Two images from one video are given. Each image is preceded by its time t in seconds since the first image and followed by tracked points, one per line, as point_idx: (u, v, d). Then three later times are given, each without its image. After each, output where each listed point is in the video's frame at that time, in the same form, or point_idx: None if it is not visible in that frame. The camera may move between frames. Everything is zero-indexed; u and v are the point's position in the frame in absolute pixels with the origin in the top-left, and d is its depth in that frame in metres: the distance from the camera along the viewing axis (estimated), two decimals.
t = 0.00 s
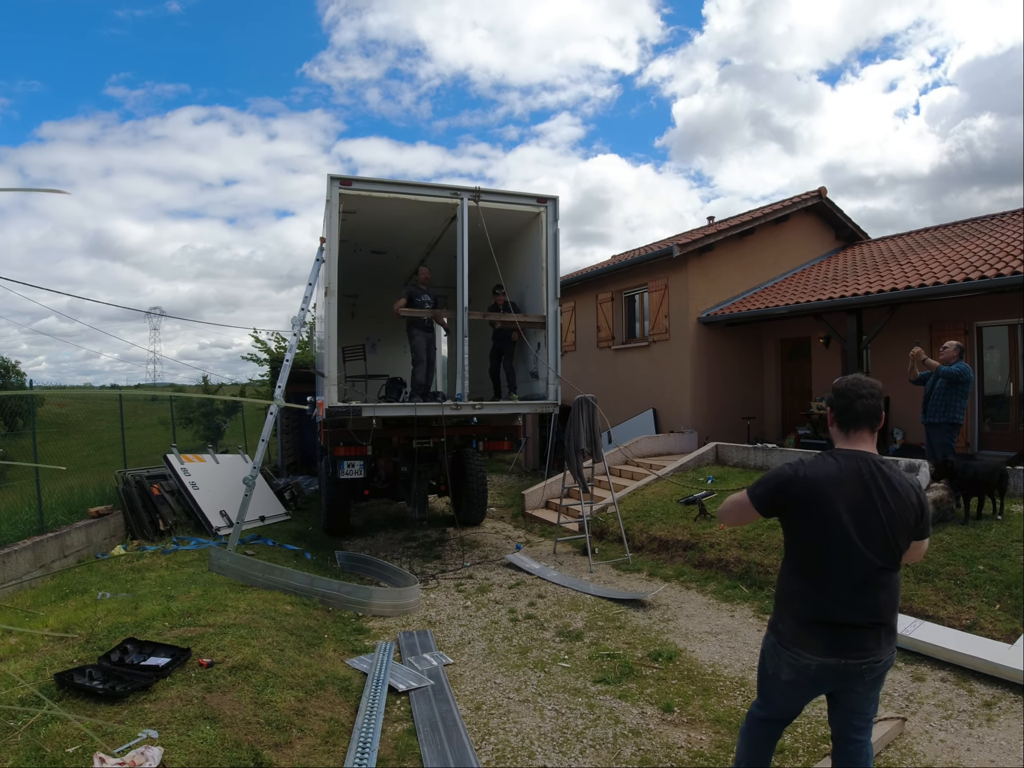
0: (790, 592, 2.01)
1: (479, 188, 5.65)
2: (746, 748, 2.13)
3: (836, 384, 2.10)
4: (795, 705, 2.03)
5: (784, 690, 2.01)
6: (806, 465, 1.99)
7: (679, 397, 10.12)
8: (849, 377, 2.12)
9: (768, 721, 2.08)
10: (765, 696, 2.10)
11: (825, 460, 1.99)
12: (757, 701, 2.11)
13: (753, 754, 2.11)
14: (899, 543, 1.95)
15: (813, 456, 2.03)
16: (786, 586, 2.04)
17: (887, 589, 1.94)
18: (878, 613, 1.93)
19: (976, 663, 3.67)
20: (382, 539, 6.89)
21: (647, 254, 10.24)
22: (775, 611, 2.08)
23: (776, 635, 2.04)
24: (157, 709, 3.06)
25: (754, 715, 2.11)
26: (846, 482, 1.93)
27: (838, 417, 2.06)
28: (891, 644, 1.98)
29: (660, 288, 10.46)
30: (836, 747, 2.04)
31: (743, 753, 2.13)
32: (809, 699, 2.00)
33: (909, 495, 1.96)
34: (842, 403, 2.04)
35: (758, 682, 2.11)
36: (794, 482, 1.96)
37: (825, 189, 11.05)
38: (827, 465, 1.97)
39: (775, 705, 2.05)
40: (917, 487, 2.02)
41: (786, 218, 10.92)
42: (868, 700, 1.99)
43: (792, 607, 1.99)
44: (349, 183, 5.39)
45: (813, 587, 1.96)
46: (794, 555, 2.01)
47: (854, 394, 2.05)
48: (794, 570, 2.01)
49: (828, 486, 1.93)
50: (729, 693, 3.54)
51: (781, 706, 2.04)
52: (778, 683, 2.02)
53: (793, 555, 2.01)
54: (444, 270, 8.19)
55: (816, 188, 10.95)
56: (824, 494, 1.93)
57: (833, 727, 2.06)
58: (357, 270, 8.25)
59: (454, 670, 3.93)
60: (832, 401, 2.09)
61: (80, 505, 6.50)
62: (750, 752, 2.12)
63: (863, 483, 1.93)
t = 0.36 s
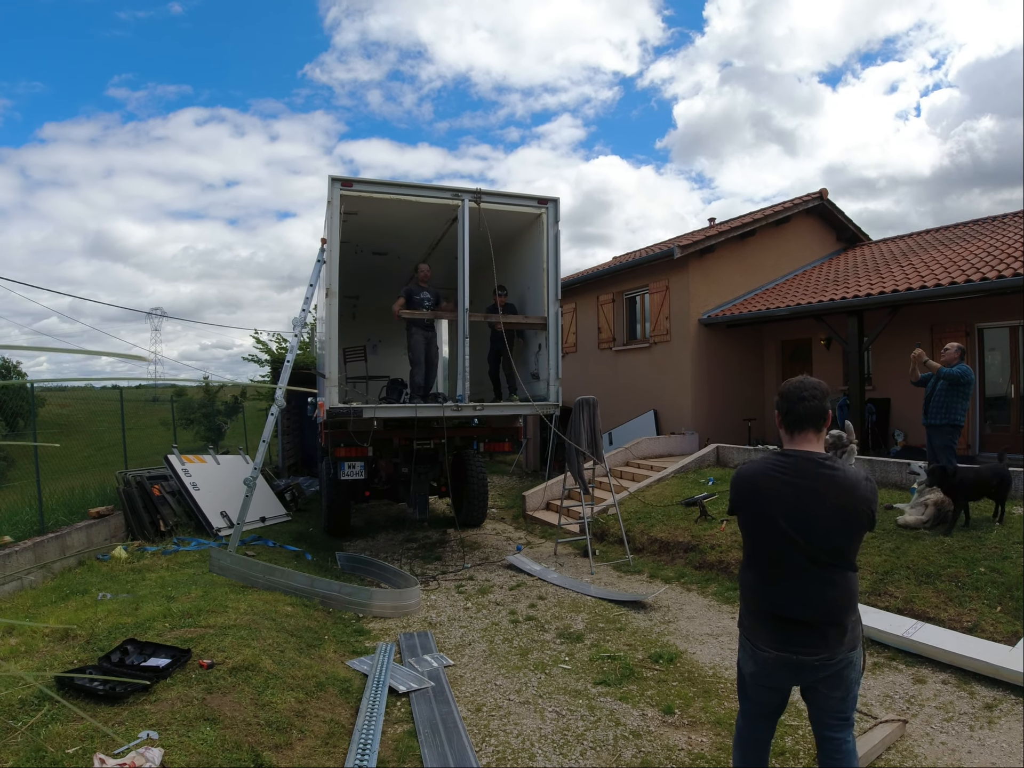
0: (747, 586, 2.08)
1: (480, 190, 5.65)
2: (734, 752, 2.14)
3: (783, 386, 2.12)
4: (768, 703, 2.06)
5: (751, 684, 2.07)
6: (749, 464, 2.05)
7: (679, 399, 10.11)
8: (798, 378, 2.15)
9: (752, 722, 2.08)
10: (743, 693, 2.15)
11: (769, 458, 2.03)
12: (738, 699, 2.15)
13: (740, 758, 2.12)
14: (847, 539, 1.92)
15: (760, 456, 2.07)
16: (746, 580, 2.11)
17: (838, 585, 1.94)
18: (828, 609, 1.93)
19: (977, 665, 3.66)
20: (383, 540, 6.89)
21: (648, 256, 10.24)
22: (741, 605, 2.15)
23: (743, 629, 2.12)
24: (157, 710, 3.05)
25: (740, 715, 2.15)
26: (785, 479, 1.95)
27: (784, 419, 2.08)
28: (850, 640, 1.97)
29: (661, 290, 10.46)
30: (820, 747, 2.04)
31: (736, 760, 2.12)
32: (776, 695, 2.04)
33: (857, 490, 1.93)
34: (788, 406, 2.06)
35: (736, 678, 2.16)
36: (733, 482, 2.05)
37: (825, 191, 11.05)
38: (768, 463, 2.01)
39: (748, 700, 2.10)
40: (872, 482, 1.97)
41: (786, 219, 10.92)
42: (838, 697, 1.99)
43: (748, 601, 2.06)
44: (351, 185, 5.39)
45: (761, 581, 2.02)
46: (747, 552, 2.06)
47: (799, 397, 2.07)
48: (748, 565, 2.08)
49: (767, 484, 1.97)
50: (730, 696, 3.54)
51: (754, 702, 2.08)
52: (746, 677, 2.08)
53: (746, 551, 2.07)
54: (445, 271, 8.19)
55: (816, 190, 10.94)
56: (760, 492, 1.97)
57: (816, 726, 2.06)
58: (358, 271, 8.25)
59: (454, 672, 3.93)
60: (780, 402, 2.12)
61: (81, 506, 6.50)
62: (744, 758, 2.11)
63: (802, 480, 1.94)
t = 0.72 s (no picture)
0: (730, 584, 2.10)
1: (478, 190, 5.65)
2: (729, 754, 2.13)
3: (771, 390, 2.07)
4: (757, 703, 2.05)
5: (739, 682, 2.08)
6: (725, 465, 2.07)
7: (679, 400, 10.11)
8: (777, 381, 2.10)
9: (744, 722, 2.08)
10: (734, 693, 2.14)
11: (745, 458, 2.04)
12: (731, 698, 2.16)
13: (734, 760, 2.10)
14: (824, 536, 1.93)
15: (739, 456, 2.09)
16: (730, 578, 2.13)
17: (816, 582, 1.93)
18: (807, 606, 1.93)
19: (976, 666, 3.65)
20: (382, 541, 6.88)
21: (647, 257, 10.24)
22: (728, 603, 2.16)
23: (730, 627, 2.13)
24: (155, 711, 3.05)
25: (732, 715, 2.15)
26: (759, 478, 1.97)
27: (770, 423, 2.04)
28: (835, 639, 1.95)
29: (660, 290, 10.46)
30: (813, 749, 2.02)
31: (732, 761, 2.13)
32: (764, 693, 2.03)
33: (832, 487, 1.93)
34: (777, 412, 2.01)
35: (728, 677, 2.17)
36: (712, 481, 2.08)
37: (825, 192, 11.04)
38: (743, 463, 2.02)
39: (737, 699, 2.10)
40: (849, 478, 1.97)
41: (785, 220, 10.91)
42: (826, 697, 1.97)
43: (733, 599, 2.08)
44: (349, 185, 5.38)
45: (742, 578, 2.04)
46: (728, 550, 2.08)
47: (787, 404, 2.04)
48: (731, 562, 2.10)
49: (742, 483, 1.99)
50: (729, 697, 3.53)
51: (744, 701, 2.08)
52: (734, 675, 2.09)
53: (727, 550, 2.09)
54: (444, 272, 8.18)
55: (816, 191, 10.94)
56: (735, 490, 2.00)
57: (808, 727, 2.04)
58: (357, 272, 8.25)
59: (452, 673, 3.92)
60: (765, 408, 2.06)
61: (80, 507, 6.49)
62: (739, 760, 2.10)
63: (777, 478, 1.94)
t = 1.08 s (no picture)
0: (728, 585, 2.08)
1: (470, 190, 5.64)
2: (722, 752, 2.12)
3: (776, 391, 2.03)
4: (753, 700, 2.04)
5: (735, 681, 2.06)
6: (728, 467, 2.03)
7: (672, 399, 10.12)
8: (782, 381, 2.06)
9: (737, 720, 2.07)
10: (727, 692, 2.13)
11: (748, 460, 2.02)
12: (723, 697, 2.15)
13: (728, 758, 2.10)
14: (828, 537, 1.94)
15: (740, 457, 2.06)
16: (727, 578, 2.10)
17: (819, 580, 1.94)
18: (810, 605, 1.93)
19: (968, 664, 3.66)
20: (374, 541, 6.86)
21: (641, 256, 10.24)
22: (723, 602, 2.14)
23: (724, 626, 2.11)
24: (146, 712, 3.03)
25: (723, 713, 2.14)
26: (765, 481, 1.95)
27: (774, 426, 2.01)
28: (834, 635, 1.97)
29: (653, 290, 10.47)
30: (805, 744, 2.02)
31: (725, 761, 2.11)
32: (759, 691, 2.03)
33: (836, 488, 1.95)
34: (783, 415, 1.98)
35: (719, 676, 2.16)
36: (713, 482, 2.04)
37: (817, 191, 11.08)
38: (747, 465, 2.00)
39: (732, 698, 2.08)
40: (848, 479, 2.00)
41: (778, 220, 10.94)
42: (820, 692, 1.98)
43: (731, 599, 2.06)
44: (341, 184, 5.36)
45: (743, 579, 2.02)
46: (728, 551, 2.06)
47: (792, 406, 2.00)
48: (730, 562, 2.08)
49: (747, 485, 1.96)
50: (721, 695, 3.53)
51: (739, 699, 2.07)
52: (729, 675, 2.07)
53: (727, 551, 2.06)
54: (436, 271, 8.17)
55: (808, 190, 10.98)
56: (740, 492, 1.97)
57: (800, 723, 2.04)
58: (349, 271, 8.23)
59: (445, 673, 3.91)
60: (769, 408, 2.02)
61: (71, 508, 6.45)
62: (732, 759, 2.09)
63: (785, 480, 1.94)
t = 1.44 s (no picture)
0: (733, 581, 2.06)
1: (458, 187, 5.63)
2: (718, 751, 2.13)
3: (782, 384, 2.03)
4: (753, 698, 2.04)
5: (735, 682, 2.05)
6: (736, 459, 2.01)
7: (662, 397, 10.14)
8: (787, 375, 2.06)
9: (736, 717, 2.08)
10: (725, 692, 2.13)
11: (755, 452, 2.01)
12: (719, 698, 2.14)
13: (724, 757, 2.11)
14: (835, 526, 1.96)
15: (745, 449, 2.04)
16: (730, 574, 2.09)
17: (825, 571, 1.96)
18: (817, 598, 1.95)
19: (956, 658, 3.70)
20: (364, 540, 6.84)
21: (629, 253, 10.26)
22: (723, 600, 2.12)
23: (725, 627, 2.09)
24: (135, 714, 3.01)
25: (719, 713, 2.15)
26: (775, 472, 1.94)
27: (779, 419, 2.02)
28: (837, 628, 1.99)
29: (642, 287, 10.49)
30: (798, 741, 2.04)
31: (717, 757, 2.13)
32: (761, 690, 2.03)
33: (843, 476, 1.98)
34: (789, 409, 1.99)
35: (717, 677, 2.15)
36: (720, 474, 2.01)
37: (804, 189, 11.14)
38: (755, 457, 1.99)
39: (732, 699, 2.07)
40: (852, 465, 2.04)
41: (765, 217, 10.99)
42: (819, 690, 1.99)
43: (735, 596, 2.04)
44: (328, 182, 5.34)
45: (750, 574, 2.00)
46: (734, 545, 2.04)
47: (797, 400, 2.01)
48: (734, 558, 2.06)
49: (757, 478, 1.95)
50: (711, 690, 3.55)
51: (739, 700, 2.06)
52: (730, 676, 2.05)
53: (732, 545, 2.05)
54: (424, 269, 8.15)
55: (795, 188, 11.04)
56: (749, 484, 1.95)
57: (795, 720, 2.06)
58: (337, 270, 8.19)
59: (435, 671, 3.91)
60: (775, 402, 2.02)
61: (58, 509, 6.39)
62: (725, 754, 2.12)
63: (793, 471, 1.94)
